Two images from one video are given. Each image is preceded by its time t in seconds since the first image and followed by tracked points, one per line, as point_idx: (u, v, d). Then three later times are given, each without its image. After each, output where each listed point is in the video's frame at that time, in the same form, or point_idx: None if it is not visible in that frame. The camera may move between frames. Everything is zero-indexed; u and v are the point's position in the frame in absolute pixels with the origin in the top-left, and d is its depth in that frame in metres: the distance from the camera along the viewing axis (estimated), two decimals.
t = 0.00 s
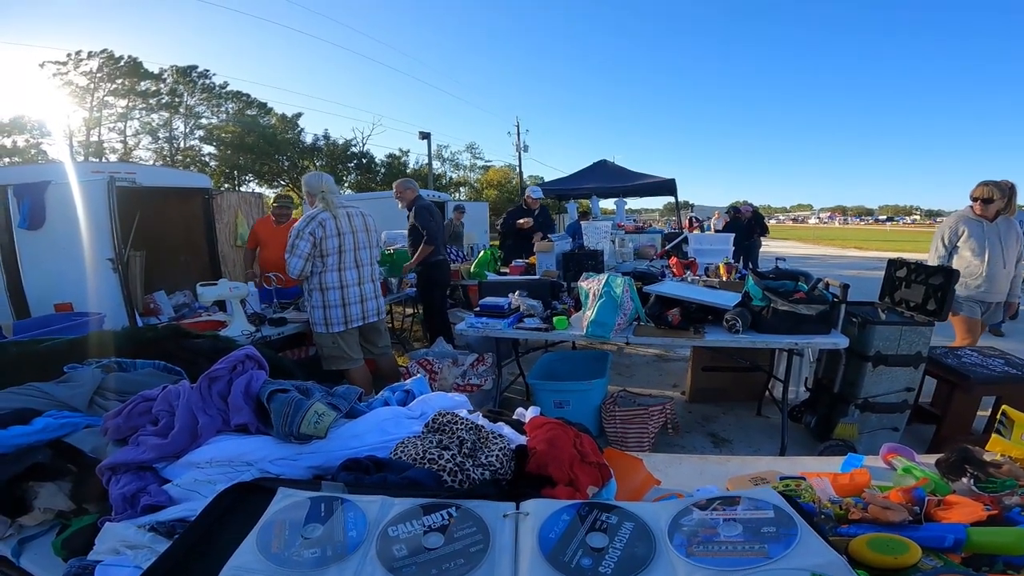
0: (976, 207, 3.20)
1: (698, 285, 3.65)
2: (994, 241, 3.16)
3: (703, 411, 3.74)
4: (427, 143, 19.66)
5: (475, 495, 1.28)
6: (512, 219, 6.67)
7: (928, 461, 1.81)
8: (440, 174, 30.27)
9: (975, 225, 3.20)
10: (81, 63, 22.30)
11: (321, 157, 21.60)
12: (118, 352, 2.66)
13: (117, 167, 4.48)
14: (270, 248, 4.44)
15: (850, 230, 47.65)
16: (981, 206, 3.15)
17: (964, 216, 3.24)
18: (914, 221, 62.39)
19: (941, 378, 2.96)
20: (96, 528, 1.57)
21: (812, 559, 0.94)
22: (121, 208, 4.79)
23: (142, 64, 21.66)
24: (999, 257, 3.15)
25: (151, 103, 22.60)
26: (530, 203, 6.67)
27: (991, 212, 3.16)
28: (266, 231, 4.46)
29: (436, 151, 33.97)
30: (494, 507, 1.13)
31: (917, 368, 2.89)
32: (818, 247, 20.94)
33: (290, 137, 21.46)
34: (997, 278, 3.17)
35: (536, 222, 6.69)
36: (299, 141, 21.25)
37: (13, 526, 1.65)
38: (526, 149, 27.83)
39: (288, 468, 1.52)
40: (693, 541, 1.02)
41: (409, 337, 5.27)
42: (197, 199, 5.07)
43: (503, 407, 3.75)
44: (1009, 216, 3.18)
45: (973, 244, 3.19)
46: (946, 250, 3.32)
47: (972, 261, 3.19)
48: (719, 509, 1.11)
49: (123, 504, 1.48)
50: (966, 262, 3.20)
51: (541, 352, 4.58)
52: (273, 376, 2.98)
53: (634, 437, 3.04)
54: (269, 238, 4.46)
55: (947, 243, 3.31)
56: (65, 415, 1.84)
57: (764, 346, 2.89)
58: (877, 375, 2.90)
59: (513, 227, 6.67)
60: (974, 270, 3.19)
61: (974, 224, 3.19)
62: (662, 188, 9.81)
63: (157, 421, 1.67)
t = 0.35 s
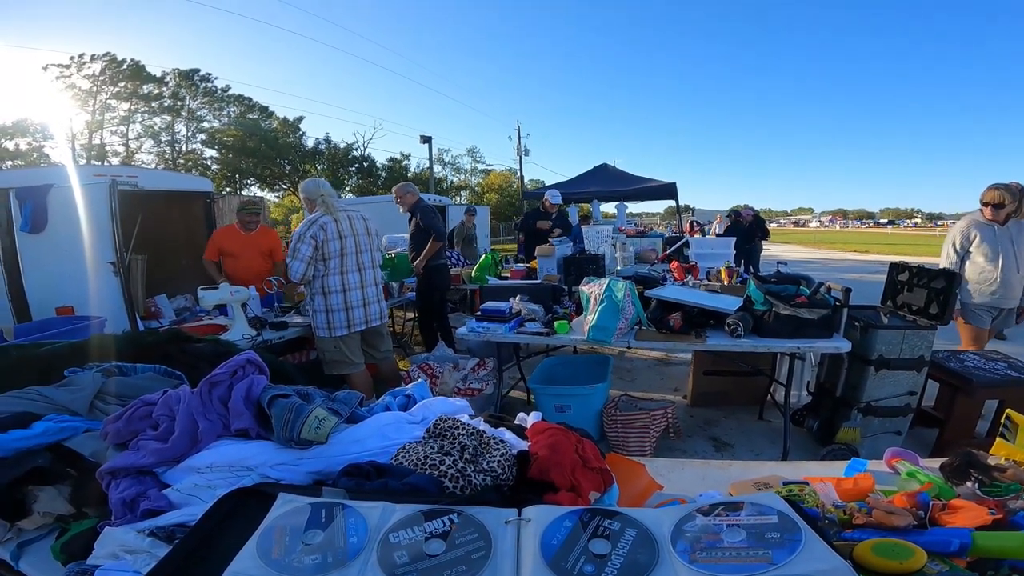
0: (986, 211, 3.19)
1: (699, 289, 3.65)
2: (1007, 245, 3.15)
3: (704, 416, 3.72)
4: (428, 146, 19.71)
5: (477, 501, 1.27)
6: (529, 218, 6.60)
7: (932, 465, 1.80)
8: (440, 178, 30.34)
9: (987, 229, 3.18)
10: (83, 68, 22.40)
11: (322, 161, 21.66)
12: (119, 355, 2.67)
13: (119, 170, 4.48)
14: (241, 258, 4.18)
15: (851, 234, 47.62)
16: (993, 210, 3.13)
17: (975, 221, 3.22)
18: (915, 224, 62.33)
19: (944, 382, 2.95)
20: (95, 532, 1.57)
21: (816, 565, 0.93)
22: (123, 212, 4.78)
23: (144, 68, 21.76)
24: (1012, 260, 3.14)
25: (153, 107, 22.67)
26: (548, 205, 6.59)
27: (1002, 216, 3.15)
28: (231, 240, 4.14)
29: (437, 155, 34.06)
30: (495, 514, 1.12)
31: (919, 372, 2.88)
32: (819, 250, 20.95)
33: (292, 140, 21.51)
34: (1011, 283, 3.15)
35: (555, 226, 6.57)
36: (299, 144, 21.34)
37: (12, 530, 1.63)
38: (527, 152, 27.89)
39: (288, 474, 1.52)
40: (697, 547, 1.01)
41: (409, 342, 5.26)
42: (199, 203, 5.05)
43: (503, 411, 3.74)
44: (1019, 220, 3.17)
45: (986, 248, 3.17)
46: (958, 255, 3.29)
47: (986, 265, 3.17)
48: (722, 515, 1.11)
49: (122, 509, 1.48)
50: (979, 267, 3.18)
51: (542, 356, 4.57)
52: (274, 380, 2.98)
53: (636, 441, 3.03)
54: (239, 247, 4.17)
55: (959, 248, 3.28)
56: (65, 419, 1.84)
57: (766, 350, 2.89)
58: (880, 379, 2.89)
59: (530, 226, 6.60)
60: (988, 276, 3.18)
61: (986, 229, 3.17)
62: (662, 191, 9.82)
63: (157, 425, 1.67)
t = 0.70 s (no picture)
0: (999, 205, 3.17)
1: (700, 283, 3.64)
2: (1019, 238, 3.14)
3: (706, 410, 3.72)
4: (426, 142, 19.66)
5: (479, 496, 1.27)
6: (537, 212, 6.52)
7: (934, 459, 1.80)
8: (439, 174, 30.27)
9: (998, 223, 3.15)
10: (80, 66, 22.34)
11: (321, 157, 21.62)
12: (119, 353, 2.67)
13: (118, 168, 4.47)
14: (219, 253, 4.01)
15: (851, 227, 47.54)
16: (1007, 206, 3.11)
17: (986, 214, 3.19)
18: (916, 217, 62.20)
19: (946, 376, 2.94)
20: (98, 530, 1.57)
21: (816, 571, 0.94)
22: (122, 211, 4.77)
23: (141, 65, 21.67)
24: None
25: (151, 105, 22.60)
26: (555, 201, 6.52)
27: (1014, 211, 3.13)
28: (204, 235, 3.97)
29: (436, 151, 33.98)
30: (497, 509, 1.12)
31: (920, 366, 2.88)
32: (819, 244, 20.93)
33: (290, 137, 21.45)
34: None
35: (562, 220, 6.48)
36: (298, 141, 21.30)
37: (16, 529, 1.62)
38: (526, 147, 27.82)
39: (290, 470, 1.51)
40: (699, 546, 1.01)
41: (410, 337, 5.25)
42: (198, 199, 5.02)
43: (505, 406, 3.74)
44: None
45: (998, 243, 3.15)
46: (969, 249, 3.26)
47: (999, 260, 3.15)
48: (723, 516, 1.10)
49: (124, 506, 1.48)
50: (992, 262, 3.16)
51: (542, 350, 4.57)
52: (275, 376, 2.98)
53: (637, 435, 3.03)
54: (216, 243, 4.01)
55: (969, 242, 3.24)
56: (67, 417, 1.84)
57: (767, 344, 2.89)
58: (880, 372, 2.89)
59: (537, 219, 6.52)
60: (1001, 270, 3.15)
61: (998, 223, 3.15)
62: (662, 185, 9.80)
63: (159, 422, 1.66)
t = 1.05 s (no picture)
0: (1000, 193, 3.16)
1: (697, 268, 3.63)
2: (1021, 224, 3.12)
3: (704, 396, 3.74)
4: (421, 132, 19.50)
5: (477, 485, 1.27)
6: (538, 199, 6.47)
7: (932, 445, 1.81)
8: (435, 163, 30.11)
9: (999, 210, 3.15)
10: (67, 59, 22.05)
11: (316, 148, 21.44)
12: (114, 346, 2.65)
13: (109, 162, 4.43)
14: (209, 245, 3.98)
15: (848, 211, 47.52)
16: (1008, 194, 3.09)
17: (987, 201, 3.19)
18: (913, 200, 62.20)
19: (942, 361, 2.96)
20: (99, 525, 1.56)
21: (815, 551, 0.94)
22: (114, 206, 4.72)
23: (130, 57, 21.38)
24: None
25: (141, 98, 22.35)
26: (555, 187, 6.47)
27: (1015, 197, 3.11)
28: (190, 227, 3.94)
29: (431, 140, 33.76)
30: (496, 498, 1.12)
31: (918, 350, 2.88)
32: (816, 229, 20.95)
33: (283, 128, 21.25)
34: None
35: (565, 206, 6.42)
36: (291, 132, 21.10)
37: (19, 526, 1.67)
38: (521, 135, 27.64)
39: (288, 461, 1.51)
40: (697, 533, 1.01)
41: (408, 326, 5.24)
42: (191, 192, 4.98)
43: (504, 394, 3.75)
44: None
45: (999, 230, 3.14)
46: (970, 237, 3.26)
47: (1001, 247, 3.15)
48: (721, 501, 1.10)
49: (125, 501, 1.48)
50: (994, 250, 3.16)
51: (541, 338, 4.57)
52: (273, 368, 2.97)
53: (636, 422, 3.04)
54: (204, 236, 3.98)
55: (970, 230, 3.25)
56: (65, 411, 1.82)
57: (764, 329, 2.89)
58: (878, 357, 2.89)
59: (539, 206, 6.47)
60: (1003, 258, 3.15)
61: (999, 210, 3.15)
62: (659, 172, 9.75)
63: (156, 416, 1.66)
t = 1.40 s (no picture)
0: (1014, 183, 3.13)
1: (698, 256, 3.61)
2: None
3: (704, 385, 3.74)
4: (419, 122, 19.37)
5: (476, 477, 1.26)
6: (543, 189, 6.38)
7: (933, 436, 1.80)
8: (434, 153, 29.98)
9: (1011, 200, 3.11)
10: (60, 52, 21.83)
11: (313, 139, 21.31)
12: (113, 339, 2.63)
13: (104, 155, 4.38)
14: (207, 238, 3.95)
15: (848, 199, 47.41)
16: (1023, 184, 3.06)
17: (999, 191, 3.16)
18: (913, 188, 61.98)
19: (943, 349, 2.94)
20: (99, 522, 1.54)
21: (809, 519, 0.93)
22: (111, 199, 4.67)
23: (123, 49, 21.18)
24: None
25: (136, 91, 22.17)
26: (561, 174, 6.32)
27: None
28: (190, 219, 3.93)
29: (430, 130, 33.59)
30: (495, 489, 1.11)
31: (918, 339, 2.87)
32: (816, 217, 20.90)
33: (280, 119, 21.08)
34: None
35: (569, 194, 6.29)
36: (288, 123, 20.95)
37: (20, 522, 1.64)
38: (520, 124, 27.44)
39: (286, 453, 1.50)
40: (692, 514, 1.00)
41: (408, 316, 5.23)
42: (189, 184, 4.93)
43: (504, 384, 3.75)
44: None
45: (1010, 220, 3.11)
46: (982, 228, 3.24)
47: (1011, 237, 3.12)
48: (710, 468, 1.10)
49: (123, 495, 1.47)
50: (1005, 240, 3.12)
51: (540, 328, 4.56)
52: (272, 359, 2.96)
53: (636, 411, 3.04)
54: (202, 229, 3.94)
55: (982, 221, 3.23)
56: (63, 405, 1.81)
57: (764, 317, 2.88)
58: (878, 346, 2.88)
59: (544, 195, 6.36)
60: (1013, 249, 3.12)
61: (1010, 199, 3.11)
62: (659, 161, 9.70)
63: (153, 409, 1.64)
